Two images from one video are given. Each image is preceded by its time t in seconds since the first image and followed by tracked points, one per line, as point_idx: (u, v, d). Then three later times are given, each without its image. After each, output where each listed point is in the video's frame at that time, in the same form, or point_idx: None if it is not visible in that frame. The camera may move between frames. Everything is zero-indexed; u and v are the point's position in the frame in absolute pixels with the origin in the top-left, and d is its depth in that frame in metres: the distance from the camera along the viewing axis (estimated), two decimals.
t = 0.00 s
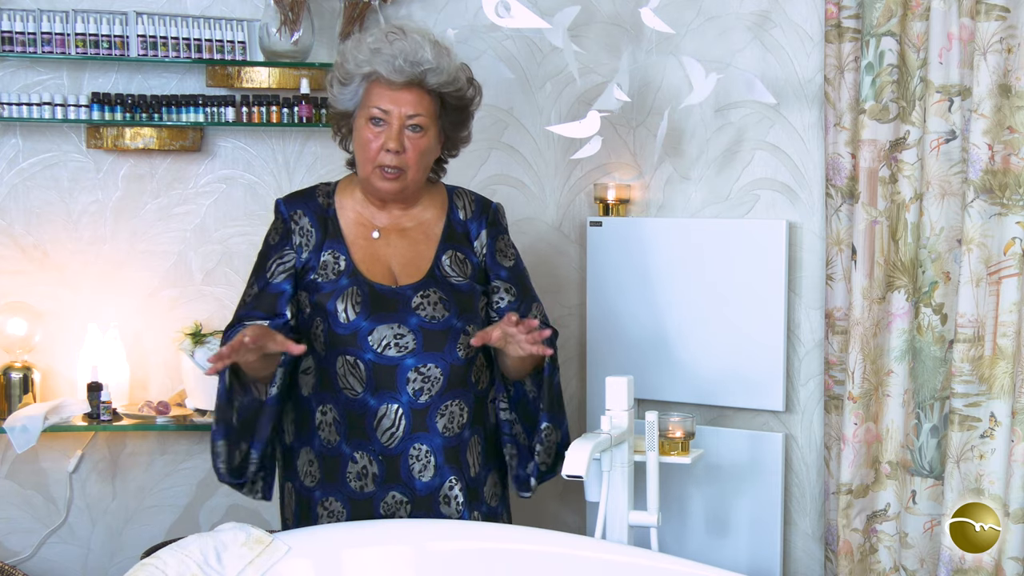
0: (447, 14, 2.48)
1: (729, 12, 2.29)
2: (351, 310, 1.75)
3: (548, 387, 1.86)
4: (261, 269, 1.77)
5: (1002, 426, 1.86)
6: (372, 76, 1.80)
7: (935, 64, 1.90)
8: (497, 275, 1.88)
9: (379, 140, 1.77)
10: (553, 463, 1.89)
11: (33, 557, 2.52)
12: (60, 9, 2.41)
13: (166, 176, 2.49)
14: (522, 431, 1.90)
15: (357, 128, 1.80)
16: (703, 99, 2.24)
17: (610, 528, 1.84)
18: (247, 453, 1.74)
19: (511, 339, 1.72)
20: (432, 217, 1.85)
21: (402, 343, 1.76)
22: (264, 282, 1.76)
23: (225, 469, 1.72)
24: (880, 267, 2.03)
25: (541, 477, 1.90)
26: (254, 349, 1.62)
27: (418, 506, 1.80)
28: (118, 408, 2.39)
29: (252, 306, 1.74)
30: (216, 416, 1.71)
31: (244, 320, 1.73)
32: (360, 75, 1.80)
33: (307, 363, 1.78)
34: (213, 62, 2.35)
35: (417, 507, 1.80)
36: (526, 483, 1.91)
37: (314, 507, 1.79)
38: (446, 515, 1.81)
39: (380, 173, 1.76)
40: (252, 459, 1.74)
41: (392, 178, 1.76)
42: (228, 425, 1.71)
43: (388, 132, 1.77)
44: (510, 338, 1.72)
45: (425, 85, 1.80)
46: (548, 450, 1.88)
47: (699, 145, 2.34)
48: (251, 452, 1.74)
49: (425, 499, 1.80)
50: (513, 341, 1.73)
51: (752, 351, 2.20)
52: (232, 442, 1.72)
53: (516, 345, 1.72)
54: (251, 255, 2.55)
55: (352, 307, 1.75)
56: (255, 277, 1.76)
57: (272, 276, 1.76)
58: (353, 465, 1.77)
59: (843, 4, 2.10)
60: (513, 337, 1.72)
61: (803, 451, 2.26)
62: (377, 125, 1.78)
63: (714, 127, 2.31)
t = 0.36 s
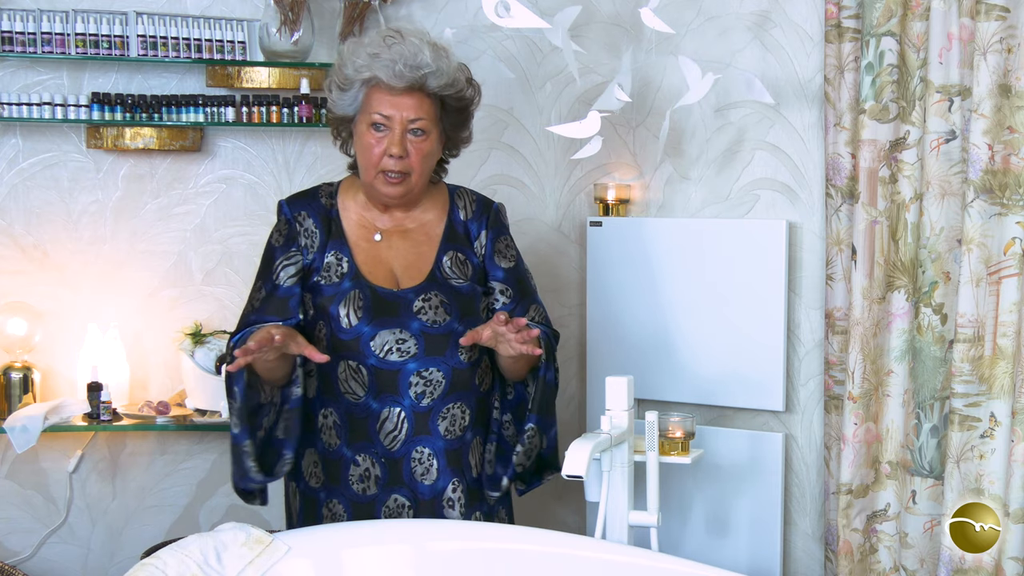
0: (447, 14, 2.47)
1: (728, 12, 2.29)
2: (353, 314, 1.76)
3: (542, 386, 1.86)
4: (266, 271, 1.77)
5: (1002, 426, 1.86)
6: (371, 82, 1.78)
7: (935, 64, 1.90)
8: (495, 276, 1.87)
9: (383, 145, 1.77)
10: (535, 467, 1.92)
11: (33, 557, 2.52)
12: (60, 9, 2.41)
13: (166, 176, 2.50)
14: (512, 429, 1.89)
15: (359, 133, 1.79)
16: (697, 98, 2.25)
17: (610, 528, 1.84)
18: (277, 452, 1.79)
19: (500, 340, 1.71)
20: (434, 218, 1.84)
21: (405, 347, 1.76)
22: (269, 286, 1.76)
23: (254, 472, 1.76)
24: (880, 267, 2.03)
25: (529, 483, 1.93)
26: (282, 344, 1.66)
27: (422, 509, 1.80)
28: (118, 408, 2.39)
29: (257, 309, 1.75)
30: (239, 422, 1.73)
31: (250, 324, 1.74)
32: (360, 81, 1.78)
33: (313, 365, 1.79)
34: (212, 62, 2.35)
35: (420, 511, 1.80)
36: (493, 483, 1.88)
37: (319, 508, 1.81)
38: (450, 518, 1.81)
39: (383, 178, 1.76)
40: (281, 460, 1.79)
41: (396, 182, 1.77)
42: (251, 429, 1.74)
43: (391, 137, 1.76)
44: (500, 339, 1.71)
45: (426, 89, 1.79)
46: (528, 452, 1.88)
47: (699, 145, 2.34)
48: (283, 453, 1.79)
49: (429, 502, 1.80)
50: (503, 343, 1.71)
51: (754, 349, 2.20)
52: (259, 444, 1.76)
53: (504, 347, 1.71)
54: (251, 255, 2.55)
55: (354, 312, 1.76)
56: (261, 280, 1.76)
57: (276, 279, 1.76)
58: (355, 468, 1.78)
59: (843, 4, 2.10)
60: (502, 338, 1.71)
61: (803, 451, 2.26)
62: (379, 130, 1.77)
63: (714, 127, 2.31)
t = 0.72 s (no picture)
0: (447, 14, 2.48)
1: (729, 12, 2.29)
2: (370, 314, 1.77)
3: (549, 388, 1.90)
4: (280, 274, 1.79)
5: (1002, 426, 1.86)
6: (386, 83, 1.79)
7: (935, 64, 1.90)
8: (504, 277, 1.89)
9: (399, 146, 1.79)
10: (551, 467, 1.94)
11: (33, 557, 2.53)
12: (60, 9, 2.42)
13: (166, 176, 2.50)
14: (525, 426, 1.93)
15: (374, 134, 1.81)
16: (692, 99, 2.33)
17: (611, 528, 1.84)
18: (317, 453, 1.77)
19: (503, 342, 1.74)
20: (445, 219, 1.86)
21: (421, 346, 1.77)
22: (282, 288, 1.78)
23: (304, 472, 1.74)
24: (880, 267, 2.03)
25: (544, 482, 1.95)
26: (328, 348, 1.66)
27: (436, 509, 1.79)
28: (118, 408, 2.39)
29: (273, 312, 1.77)
30: (279, 426, 1.75)
31: (268, 327, 1.77)
32: (375, 82, 1.79)
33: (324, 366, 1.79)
34: (212, 62, 2.35)
35: (435, 510, 1.80)
36: (512, 482, 1.92)
37: (333, 507, 1.81)
38: (465, 517, 1.80)
39: (400, 178, 1.78)
40: (323, 461, 1.77)
41: (412, 183, 1.78)
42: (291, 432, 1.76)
43: (406, 138, 1.79)
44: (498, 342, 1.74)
45: (441, 89, 1.81)
46: (543, 454, 1.90)
47: (699, 145, 2.34)
48: (321, 455, 1.77)
49: (443, 501, 1.80)
50: (505, 344, 1.74)
51: (752, 356, 2.20)
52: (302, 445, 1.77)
53: (506, 348, 1.74)
54: (250, 255, 2.54)
55: (371, 312, 1.77)
56: (274, 282, 1.79)
57: (290, 281, 1.78)
58: (370, 466, 1.79)
59: (843, 4, 2.10)
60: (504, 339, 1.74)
61: (803, 451, 2.26)
62: (395, 130, 1.79)
63: (714, 127, 2.31)
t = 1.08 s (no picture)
0: (447, 14, 2.51)
1: (729, 12, 2.28)
2: (368, 305, 1.78)
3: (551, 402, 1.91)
4: (289, 257, 1.81)
5: (1002, 426, 1.86)
6: (416, 80, 1.84)
7: (935, 64, 1.90)
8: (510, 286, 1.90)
9: (422, 141, 1.81)
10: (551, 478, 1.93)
11: (33, 557, 2.53)
12: (60, 9, 2.42)
13: (166, 176, 2.50)
14: (525, 438, 1.92)
15: (399, 129, 1.84)
16: (692, 99, 2.31)
17: (610, 528, 1.84)
18: (301, 440, 1.80)
19: (499, 353, 1.74)
20: (459, 221, 1.89)
21: (416, 341, 1.78)
22: (291, 272, 1.80)
23: (286, 458, 1.77)
24: (880, 267, 2.02)
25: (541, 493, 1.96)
26: (326, 335, 1.66)
27: (413, 506, 1.80)
28: (118, 408, 2.39)
29: (278, 294, 1.79)
30: (269, 409, 1.76)
31: (271, 309, 1.78)
32: (404, 78, 1.84)
33: (319, 353, 1.81)
34: (212, 62, 2.35)
35: (413, 507, 1.80)
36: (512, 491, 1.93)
37: (317, 494, 1.83)
38: (439, 516, 1.81)
39: (418, 174, 1.80)
40: (307, 447, 1.79)
41: (430, 177, 1.80)
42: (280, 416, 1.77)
43: (430, 134, 1.82)
44: (492, 353, 1.74)
45: (468, 91, 1.85)
46: (543, 467, 1.91)
47: (699, 145, 2.33)
48: (307, 441, 1.79)
49: (420, 497, 1.80)
50: (500, 354, 1.74)
51: (752, 359, 2.20)
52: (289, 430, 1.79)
53: (501, 359, 1.74)
54: (250, 255, 2.54)
55: (370, 302, 1.78)
56: (282, 265, 1.81)
57: (299, 266, 1.80)
58: (356, 455, 1.80)
59: (843, 4, 2.11)
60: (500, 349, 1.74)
61: (803, 451, 2.26)
62: (419, 126, 1.82)
63: (714, 127, 2.30)
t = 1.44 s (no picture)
0: (446, 14, 2.52)
1: (729, 12, 2.28)
2: (332, 305, 1.80)
3: (518, 397, 1.91)
4: (253, 260, 1.82)
5: (1002, 426, 1.86)
6: (370, 73, 1.86)
7: (935, 64, 1.90)
8: (477, 278, 1.91)
9: (379, 134, 1.84)
10: (522, 470, 1.96)
11: (34, 557, 2.54)
12: (60, 9, 2.42)
13: (166, 176, 2.50)
14: (496, 431, 1.94)
15: (356, 124, 1.86)
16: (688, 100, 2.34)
17: (610, 528, 1.84)
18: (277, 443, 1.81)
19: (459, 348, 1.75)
20: (421, 216, 1.89)
21: (381, 341, 1.80)
22: (254, 274, 1.82)
23: (265, 460, 1.78)
24: (880, 267, 2.02)
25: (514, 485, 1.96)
26: (294, 336, 1.68)
27: (388, 506, 1.83)
28: (118, 408, 2.39)
29: (242, 298, 1.81)
30: (243, 413, 1.78)
31: (236, 312, 1.81)
32: (358, 72, 1.86)
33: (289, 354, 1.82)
34: (212, 62, 2.35)
35: (387, 507, 1.83)
36: (477, 486, 1.93)
37: (295, 495, 1.85)
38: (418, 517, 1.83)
39: (377, 167, 1.82)
40: (284, 451, 1.79)
41: (390, 170, 1.83)
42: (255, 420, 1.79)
43: (387, 127, 1.84)
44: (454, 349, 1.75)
45: (422, 82, 1.87)
46: (510, 460, 1.92)
47: (699, 145, 2.33)
48: (284, 444, 1.79)
49: (396, 499, 1.82)
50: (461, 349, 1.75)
51: (753, 361, 2.20)
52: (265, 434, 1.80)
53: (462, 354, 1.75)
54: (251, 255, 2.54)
55: (333, 302, 1.80)
56: (247, 268, 1.83)
57: (262, 268, 1.81)
58: (328, 457, 1.82)
59: (843, 4, 2.11)
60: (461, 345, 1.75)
61: (803, 451, 2.26)
62: (376, 120, 1.84)
63: (714, 127, 2.30)
